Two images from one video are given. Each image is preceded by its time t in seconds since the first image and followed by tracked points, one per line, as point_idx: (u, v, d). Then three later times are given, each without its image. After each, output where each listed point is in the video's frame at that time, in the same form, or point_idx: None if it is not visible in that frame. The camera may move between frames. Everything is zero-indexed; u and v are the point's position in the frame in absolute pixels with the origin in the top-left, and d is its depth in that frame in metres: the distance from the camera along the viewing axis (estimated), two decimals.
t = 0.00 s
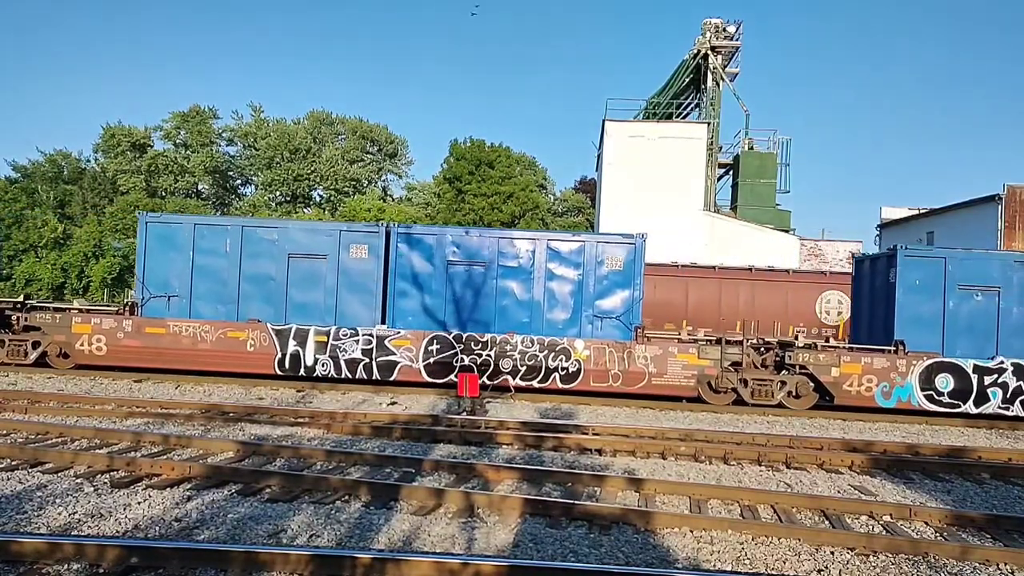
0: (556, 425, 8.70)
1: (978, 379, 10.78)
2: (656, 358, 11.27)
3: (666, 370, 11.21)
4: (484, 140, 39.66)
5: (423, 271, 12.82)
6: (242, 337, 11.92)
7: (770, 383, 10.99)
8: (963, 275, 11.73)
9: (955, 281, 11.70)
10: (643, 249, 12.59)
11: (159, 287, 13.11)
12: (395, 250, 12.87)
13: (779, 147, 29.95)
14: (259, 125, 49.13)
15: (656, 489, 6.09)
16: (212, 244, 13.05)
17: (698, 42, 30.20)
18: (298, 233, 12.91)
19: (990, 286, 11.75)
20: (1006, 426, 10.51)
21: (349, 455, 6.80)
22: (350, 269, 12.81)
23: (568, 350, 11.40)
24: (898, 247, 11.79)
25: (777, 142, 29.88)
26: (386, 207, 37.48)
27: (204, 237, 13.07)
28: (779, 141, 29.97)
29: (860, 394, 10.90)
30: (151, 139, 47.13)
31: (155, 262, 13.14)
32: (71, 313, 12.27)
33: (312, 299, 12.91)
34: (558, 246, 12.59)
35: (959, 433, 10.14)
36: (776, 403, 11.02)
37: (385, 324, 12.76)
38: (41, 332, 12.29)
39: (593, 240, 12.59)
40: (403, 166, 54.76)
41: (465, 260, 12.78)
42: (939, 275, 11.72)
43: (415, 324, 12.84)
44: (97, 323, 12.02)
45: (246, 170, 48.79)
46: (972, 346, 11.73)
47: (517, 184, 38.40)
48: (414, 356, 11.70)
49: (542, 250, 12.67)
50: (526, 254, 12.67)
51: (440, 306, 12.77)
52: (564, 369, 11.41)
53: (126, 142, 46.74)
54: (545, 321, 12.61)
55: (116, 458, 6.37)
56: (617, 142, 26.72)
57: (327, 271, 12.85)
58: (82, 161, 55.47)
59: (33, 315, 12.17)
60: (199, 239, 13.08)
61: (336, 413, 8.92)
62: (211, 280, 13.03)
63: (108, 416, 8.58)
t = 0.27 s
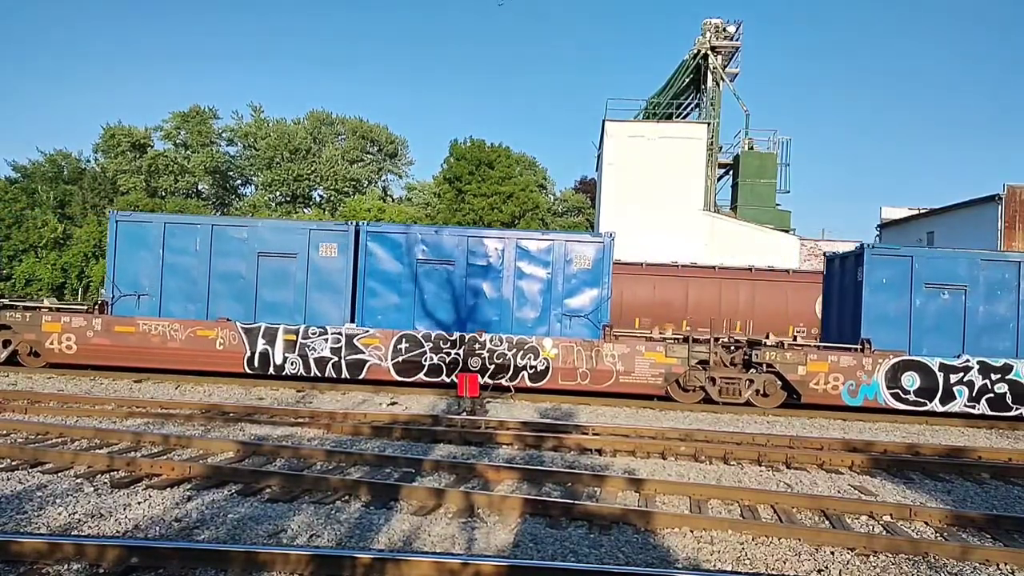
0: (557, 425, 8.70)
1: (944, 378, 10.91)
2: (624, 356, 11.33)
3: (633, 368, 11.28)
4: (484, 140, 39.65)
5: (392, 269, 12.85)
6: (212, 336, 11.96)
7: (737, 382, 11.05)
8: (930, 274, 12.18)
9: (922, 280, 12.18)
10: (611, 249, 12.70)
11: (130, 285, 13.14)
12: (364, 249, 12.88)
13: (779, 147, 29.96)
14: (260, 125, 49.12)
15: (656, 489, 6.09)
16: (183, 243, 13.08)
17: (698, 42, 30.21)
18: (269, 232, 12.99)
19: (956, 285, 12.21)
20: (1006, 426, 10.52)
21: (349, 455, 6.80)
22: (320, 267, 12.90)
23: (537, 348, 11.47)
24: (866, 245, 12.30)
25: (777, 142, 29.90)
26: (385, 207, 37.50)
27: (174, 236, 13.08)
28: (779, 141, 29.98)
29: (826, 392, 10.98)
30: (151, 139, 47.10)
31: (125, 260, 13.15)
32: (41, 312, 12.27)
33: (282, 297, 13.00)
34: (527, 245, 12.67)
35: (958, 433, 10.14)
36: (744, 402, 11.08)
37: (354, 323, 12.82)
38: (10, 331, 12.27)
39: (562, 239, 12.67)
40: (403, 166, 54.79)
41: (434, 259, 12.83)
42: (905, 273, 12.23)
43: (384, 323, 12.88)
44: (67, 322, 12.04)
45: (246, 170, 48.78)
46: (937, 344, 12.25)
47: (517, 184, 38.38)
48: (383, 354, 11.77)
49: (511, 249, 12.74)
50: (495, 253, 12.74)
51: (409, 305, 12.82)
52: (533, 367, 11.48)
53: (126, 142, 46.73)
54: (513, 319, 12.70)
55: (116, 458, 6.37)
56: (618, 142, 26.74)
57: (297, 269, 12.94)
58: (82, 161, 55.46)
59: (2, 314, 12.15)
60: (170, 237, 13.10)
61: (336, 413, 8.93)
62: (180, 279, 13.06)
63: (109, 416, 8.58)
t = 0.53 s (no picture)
0: (557, 425, 8.70)
1: (910, 376, 10.96)
2: (592, 354, 11.37)
3: (602, 366, 11.30)
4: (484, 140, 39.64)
5: (361, 268, 12.89)
6: (180, 334, 11.99)
7: (705, 379, 11.12)
8: (897, 273, 12.44)
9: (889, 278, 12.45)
10: (580, 247, 12.74)
11: (100, 284, 13.12)
12: (334, 248, 12.93)
13: (779, 147, 29.95)
14: (259, 125, 49.10)
15: (656, 489, 6.09)
16: (153, 241, 13.08)
17: (698, 42, 30.21)
18: (238, 230, 13.01)
19: (924, 284, 12.40)
20: (1006, 426, 10.51)
21: (349, 454, 6.80)
22: (290, 265, 12.92)
23: (505, 346, 11.49)
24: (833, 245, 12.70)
25: (777, 142, 29.90)
26: (385, 207, 37.49)
27: (144, 234, 13.09)
28: (779, 141, 29.97)
29: (792, 390, 11.04)
30: (151, 139, 47.08)
31: (95, 259, 13.12)
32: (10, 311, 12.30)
33: (251, 296, 13.00)
34: (496, 243, 12.69)
35: (959, 433, 10.14)
36: (711, 400, 11.17)
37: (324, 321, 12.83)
38: None
39: (531, 237, 12.70)
40: (403, 166, 54.79)
41: (403, 258, 12.87)
42: (873, 272, 12.54)
43: (353, 322, 12.90)
44: (36, 320, 12.06)
45: (246, 169, 48.77)
46: (904, 342, 12.46)
47: (517, 184, 38.37)
48: (352, 353, 11.80)
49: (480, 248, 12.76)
50: (464, 251, 12.78)
51: (378, 304, 12.85)
52: (501, 365, 11.49)
53: (126, 142, 46.71)
54: (482, 318, 12.71)
55: (116, 458, 6.37)
56: (618, 142, 26.77)
57: (267, 268, 12.95)
58: (82, 161, 55.41)
59: None
60: (140, 236, 13.11)
61: (336, 413, 8.92)
62: (150, 277, 13.05)
63: (108, 416, 8.57)
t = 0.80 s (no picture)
0: (557, 425, 8.70)
1: (875, 374, 10.91)
2: (560, 352, 11.42)
3: (569, 364, 11.37)
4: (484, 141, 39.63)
5: (330, 266, 12.79)
6: (149, 333, 11.99)
7: (673, 377, 11.18)
8: (864, 270, 11.82)
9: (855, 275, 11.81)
10: (550, 246, 12.72)
11: (70, 282, 13.03)
12: (303, 246, 12.82)
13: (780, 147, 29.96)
14: (260, 125, 49.09)
15: (656, 489, 6.09)
16: (122, 240, 12.97)
17: (698, 42, 30.21)
18: (207, 229, 12.88)
19: (890, 281, 11.79)
20: (1006, 426, 10.51)
21: (349, 455, 6.80)
22: (258, 264, 12.78)
23: (474, 345, 11.63)
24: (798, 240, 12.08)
25: (777, 142, 29.91)
26: (385, 207, 37.49)
27: (114, 233, 12.99)
28: (779, 141, 29.97)
29: (758, 388, 11.11)
30: (151, 139, 47.08)
31: (65, 257, 13.03)
32: None
33: (221, 295, 12.85)
34: (465, 241, 12.68)
35: (959, 433, 10.14)
36: (678, 397, 11.23)
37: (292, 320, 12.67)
38: None
39: (501, 236, 12.69)
40: (404, 166, 54.78)
41: (373, 256, 12.79)
42: (838, 268, 11.90)
43: (323, 320, 12.81)
44: (8, 318, 12.16)
45: (246, 170, 48.77)
46: (870, 341, 11.81)
47: (517, 184, 38.37)
48: (321, 351, 11.86)
49: (450, 246, 12.74)
50: (433, 250, 12.76)
51: (348, 302, 12.76)
52: (470, 364, 11.61)
53: (126, 142, 46.70)
54: (452, 316, 12.66)
55: (116, 458, 6.38)
56: (618, 142, 26.77)
57: (235, 266, 12.80)
58: (81, 161, 55.38)
59: None
60: (110, 235, 13.01)
61: (336, 413, 8.93)
62: (120, 276, 12.95)
63: (108, 416, 8.58)
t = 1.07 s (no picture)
0: (557, 425, 8.69)
1: (842, 372, 10.91)
2: (528, 350, 11.37)
3: (537, 362, 11.30)
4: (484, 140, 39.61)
5: (300, 265, 12.82)
6: (118, 331, 11.99)
7: (641, 375, 11.18)
8: (832, 269, 12.03)
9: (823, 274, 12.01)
10: (519, 244, 12.78)
11: (40, 280, 13.06)
12: (273, 245, 12.86)
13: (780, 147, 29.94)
14: (259, 125, 49.07)
15: (656, 489, 6.09)
16: (92, 238, 12.99)
17: (697, 42, 30.21)
18: (177, 227, 12.94)
19: (857, 280, 12.03)
20: (1006, 426, 10.51)
21: (349, 454, 6.80)
22: (229, 262, 12.86)
23: (442, 343, 11.60)
24: (766, 241, 12.18)
25: (777, 142, 29.91)
26: (385, 207, 37.46)
27: (84, 231, 13.01)
28: (779, 141, 29.95)
29: (726, 386, 11.09)
30: (151, 139, 47.06)
31: (36, 255, 13.06)
32: None
33: (191, 293, 12.92)
34: (435, 240, 12.71)
35: (958, 433, 10.14)
36: (647, 395, 11.22)
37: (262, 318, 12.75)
38: None
39: (470, 235, 12.73)
40: (403, 166, 54.75)
41: (342, 255, 12.82)
42: (806, 268, 12.05)
43: (292, 318, 12.84)
44: None
45: (246, 170, 48.76)
46: (839, 339, 12.05)
47: (517, 184, 38.35)
48: (289, 349, 11.85)
49: (420, 245, 12.77)
50: (403, 248, 12.78)
51: (317, 300, 12.81)
52: (438, 362, 11.59)
53: (126, 142, 46.69)
54: (422, 315, 12.73)
55: (116, 458, 6.37)
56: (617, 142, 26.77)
57: (206, 265, 12.88)
58: (81, 161, 55.37)
59: None
60: (80, 233, 13.03)
61: (336, 413, 8.92)
62: (91, 274, 12.98)
63: (108, 416, 8.57)
